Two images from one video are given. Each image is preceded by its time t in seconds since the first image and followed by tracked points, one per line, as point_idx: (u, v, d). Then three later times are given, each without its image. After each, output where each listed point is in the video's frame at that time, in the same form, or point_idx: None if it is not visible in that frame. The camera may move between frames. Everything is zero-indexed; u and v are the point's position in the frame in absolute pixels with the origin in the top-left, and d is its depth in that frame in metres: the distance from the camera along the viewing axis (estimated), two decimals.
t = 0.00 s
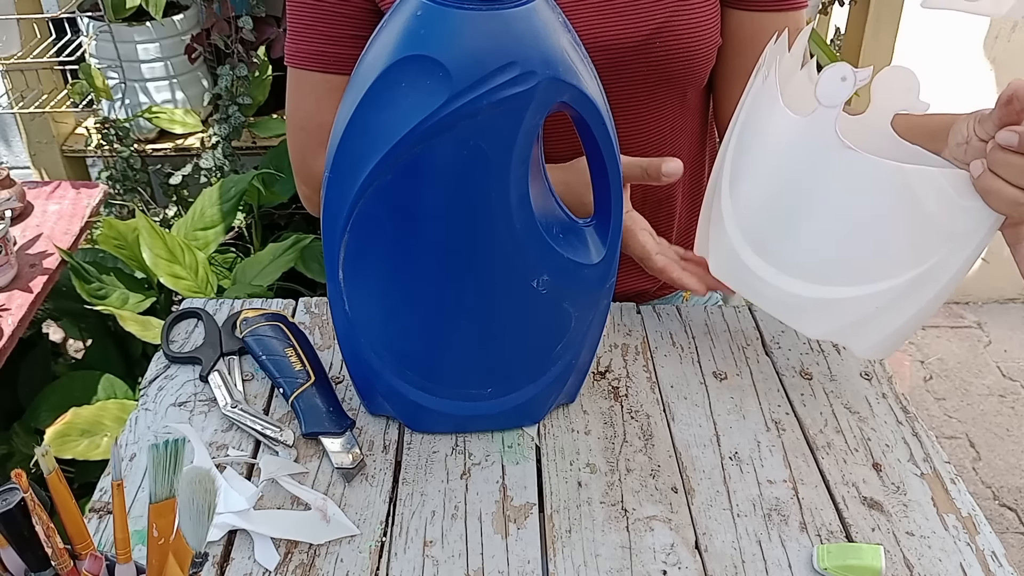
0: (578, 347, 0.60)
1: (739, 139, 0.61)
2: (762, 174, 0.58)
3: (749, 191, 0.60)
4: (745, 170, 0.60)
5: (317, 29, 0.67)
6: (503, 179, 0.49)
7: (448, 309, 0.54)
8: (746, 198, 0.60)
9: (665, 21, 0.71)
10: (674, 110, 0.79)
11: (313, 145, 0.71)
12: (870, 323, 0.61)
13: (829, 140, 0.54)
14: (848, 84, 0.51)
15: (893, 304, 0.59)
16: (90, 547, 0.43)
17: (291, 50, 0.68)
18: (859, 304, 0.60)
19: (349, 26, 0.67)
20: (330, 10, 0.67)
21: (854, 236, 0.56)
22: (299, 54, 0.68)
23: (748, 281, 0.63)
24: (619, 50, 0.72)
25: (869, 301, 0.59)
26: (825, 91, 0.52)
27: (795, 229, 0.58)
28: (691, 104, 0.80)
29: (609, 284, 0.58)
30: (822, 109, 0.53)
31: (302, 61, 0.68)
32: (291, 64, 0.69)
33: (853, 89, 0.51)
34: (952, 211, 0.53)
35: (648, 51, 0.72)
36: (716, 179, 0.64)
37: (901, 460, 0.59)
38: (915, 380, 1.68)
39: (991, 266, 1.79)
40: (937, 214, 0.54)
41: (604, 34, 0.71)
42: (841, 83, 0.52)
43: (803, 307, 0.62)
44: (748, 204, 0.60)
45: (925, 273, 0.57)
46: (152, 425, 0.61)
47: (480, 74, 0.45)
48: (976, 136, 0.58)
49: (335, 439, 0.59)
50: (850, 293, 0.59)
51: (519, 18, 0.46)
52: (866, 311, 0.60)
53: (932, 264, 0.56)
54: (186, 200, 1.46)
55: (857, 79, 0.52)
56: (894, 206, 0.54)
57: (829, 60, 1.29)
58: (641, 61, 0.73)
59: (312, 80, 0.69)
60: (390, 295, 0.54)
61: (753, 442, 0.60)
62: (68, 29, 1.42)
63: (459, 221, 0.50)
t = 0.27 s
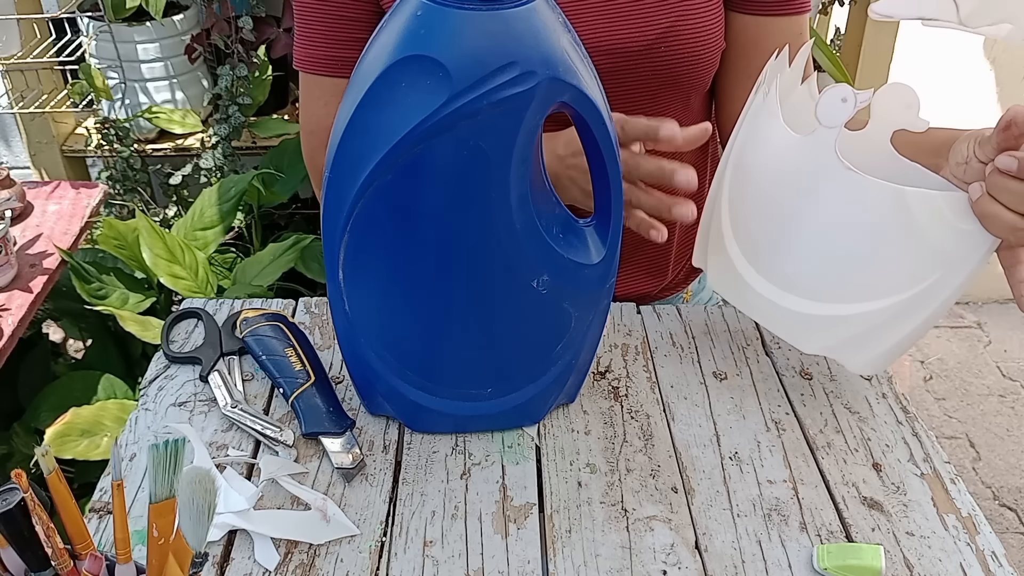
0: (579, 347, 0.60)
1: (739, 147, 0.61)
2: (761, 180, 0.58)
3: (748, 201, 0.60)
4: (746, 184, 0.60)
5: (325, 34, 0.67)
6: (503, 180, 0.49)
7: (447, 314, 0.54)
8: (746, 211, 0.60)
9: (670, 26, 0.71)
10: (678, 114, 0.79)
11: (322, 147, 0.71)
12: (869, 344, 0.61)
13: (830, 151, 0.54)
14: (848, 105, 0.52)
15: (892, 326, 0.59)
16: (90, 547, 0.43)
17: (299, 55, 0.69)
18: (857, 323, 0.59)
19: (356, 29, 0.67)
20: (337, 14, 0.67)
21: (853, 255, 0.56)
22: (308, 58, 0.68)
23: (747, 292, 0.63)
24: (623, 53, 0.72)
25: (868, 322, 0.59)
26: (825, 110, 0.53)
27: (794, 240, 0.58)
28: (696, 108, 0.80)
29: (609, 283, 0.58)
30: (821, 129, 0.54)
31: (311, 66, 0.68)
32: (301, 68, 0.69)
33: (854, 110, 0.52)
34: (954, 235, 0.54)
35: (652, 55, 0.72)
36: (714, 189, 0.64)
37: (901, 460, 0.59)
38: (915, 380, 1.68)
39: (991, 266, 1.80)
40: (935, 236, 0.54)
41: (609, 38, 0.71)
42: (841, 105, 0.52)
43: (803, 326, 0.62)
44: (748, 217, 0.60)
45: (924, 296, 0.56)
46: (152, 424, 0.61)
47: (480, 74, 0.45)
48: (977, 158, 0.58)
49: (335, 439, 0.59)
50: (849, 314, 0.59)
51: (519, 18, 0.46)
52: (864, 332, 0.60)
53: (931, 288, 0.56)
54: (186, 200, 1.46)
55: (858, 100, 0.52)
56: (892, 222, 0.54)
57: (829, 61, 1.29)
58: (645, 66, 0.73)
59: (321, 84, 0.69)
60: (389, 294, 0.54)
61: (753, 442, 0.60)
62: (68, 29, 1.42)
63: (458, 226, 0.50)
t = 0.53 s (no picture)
0: (578, 347, 0.60)
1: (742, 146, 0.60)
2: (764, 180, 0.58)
3: (748, 201, 0.60)
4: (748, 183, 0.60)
5: (325, 37, 0.67)
6: (503, 180, 0.49)
7: (448, 313, 0.54)
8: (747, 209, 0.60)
9: (673, 30, 0.71)
10: (680, 117, 0.79)
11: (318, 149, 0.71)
12: (871, 338, 0.61)
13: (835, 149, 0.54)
14: (861, 89, 0.51)
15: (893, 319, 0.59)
16: (90, 547, 0.43)
17: (297, 57, 0.68)
18: (859, 318, 0.60)
19: (353, 30, 0.67)
20: (337, 13, 0.67)
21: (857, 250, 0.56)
22: (306, 60, 0.68)
23: (749, 289, 0.63)
24: (627, 58, 0.72)
25: (870, 315, 0.59)
26: (838, 96, 0.52)
27: (797, 238, 0.58)
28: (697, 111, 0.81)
29: (609, 283, 0.58)
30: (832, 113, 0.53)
31: (310, 68, 0.68)
32: (297, 70, 0.69)
33: (865, 95, 0.51)
34: (957, 226, 0.54)
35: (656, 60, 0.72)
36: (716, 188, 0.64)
37: (901, 460, 0.59)
38: (915, 380, 1.68)
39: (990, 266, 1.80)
40: (941, 229, 0.54)
41: (612, 42, 0.71)
42: (854, 90, 0.51)
43: (805, 319, 0.62)
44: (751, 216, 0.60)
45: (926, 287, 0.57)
46: (152, 424, 0.61)
47: (479, 74, 0.45)
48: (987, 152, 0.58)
49: (335, 440, 0.59)
50: (851, 308, 0.59)
51: (519, 19, 0.46)
52: (866, 325, 0.60)
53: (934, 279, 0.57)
54: (186, 200, 1.46)
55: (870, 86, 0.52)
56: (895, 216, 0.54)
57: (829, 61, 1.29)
58: (648, 70, 0.73)
59: (320, 87, 0.69)
60: (390, 295, 0.54)
61: (753, 442, 0.60)
62: (68, 29, 1.42)
63: (459, 226, 0.50)
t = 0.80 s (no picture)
0: (578, 347, 0.60)
1: (746, 147, 0.61)
2: (766, 181, 0.58)
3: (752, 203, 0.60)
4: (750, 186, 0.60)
5: (331, 41, 0.67)
6: (503, 180, 0.49)
7: (449, 314, 0.54)
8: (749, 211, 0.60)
9: (677, 33, 0.71)
10: (683, 118, 0.79)
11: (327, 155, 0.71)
12: (874, 344, 0.61)
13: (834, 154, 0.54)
14: (864, 102, 0.51)
15: (896, 325, 0.59)
16: (90, 547, 0.43)
17: (300, 62, 0.68)
18: (863, 325, 0.60)
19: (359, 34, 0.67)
20: (338, 15, 0.67)
21: (860, 257, 0.56)
22: (313, 66, 0.68)
23: (749, 292, 0.63)
24: (630, 61, 0.72)
25: (874, 321, 0.59)
26: (840, 109, 0.52)
27: (798, 241, 0.58)
28: (699, 111, 0.81)
29: (609, 283, 0.58)
30: (835, 126, 0.53)
31: (313, 73, 0.68)
32: (304, 76, 0.69)
33: (868, 108, 0.51)
34: (960, 236, 0.54)
35: (659, 63, 0.72)
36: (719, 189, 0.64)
37: (901, 460, 0.59)
38: (915, 380, 1.68)
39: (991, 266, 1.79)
40: (944, 237, 0.54)
41: (616, 45, 0.71)
42: (857, 102, 0.51)
43: (808, 326, 0.62)
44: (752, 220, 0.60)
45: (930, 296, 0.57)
46: (152, 424, 0.61)
47: (479, 74, 0.45)
48: (989, 160, 0.57)
49: (335, 440, 0.59)
50: (853, 313, 0.59)
51: (519, 18, 0.46)
52: (869, 332, 0.60)
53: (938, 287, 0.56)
54: (186, 200, 1.46)
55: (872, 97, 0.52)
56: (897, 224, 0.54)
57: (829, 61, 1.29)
58: (651, 73, 0.73)
59: (325, 91, 0.69)
60: (390, 295, 0.54)
61: (753, 442, 0.60)
62: (68, 29, 1.42)
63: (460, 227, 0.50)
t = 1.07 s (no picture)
0: (578, 347, 0.60)
1: (743, 151, 0.60)
2: (763, 187, 0.58)
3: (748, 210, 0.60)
4: (745, 192, 0.60)
5: (332, 40, 0.67)
6: (503, 181, 0.49)
7: (446, 316, 0.54)
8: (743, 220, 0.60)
9: (675, 34, 0.71)
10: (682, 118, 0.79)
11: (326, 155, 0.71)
12: (868, 356, 0.61)
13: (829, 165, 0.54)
14: (857, 115, 0.52)
15: (889, 337, 0.59)
16: (90, 547, 0.43)
17: (300, 61, 0.68)
18: (857, 336, 0.60)
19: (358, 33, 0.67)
20: (336, 15, 0.67)
21: (854, 269, 0.56)
22: (313, 64, 0.68)
23: (744, 300, 0.63)
24: (628, 61, 0.72)
25: (867, 333, 0.59)
26: (834, 122, 0.52)
27: (792, 250, 0.58)
28: (699, 111, 0.81)
29: (609, 284, 0.58)
30: (827, 140, 0.53)
31: (313, 72, 0.68)
32: (304, 74, 0.68)
33: (860, 121, 0.52)
34: (954, 248, 0.54)
35: (657, 64, 0.72)
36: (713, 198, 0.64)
37: (901, 460, 0.59)
38: (915, 380, 1.68)
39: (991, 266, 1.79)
40: (937, 251, 0.54)
41: (614, 46, 0.71)
42: (850, 115, 0.52)
43: (802, 336, 0.62)
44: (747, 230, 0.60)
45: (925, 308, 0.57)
46: (152, 424, 0.61)
47: (480, 74, 0.45)
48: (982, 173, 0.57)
49: (335, 440, 0.59)
50: (847, 324, 0.59)
51: (519, 18, 0.46)
52: (863, 343, 0.60)
53: (932, 299, 0.56)
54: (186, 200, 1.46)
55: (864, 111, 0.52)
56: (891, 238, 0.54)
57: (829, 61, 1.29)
58: (650, 74, 0.73)
59: (325, 91, 0.69)
60: (390, 296, 0.54)
61: (753, 442, 0.60)
62: (68, 29, 1.42)
63: (459, 231, 0.50)
